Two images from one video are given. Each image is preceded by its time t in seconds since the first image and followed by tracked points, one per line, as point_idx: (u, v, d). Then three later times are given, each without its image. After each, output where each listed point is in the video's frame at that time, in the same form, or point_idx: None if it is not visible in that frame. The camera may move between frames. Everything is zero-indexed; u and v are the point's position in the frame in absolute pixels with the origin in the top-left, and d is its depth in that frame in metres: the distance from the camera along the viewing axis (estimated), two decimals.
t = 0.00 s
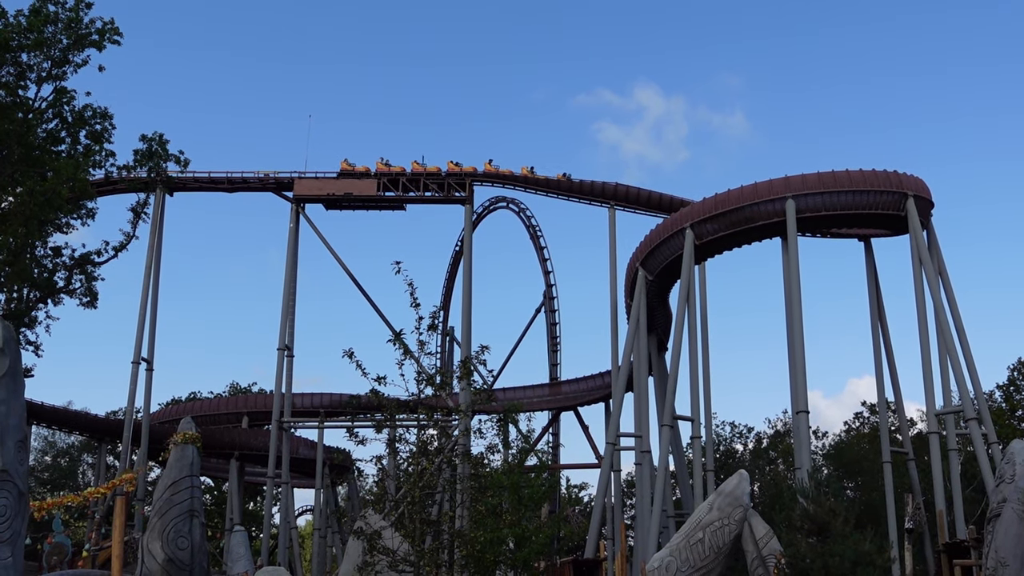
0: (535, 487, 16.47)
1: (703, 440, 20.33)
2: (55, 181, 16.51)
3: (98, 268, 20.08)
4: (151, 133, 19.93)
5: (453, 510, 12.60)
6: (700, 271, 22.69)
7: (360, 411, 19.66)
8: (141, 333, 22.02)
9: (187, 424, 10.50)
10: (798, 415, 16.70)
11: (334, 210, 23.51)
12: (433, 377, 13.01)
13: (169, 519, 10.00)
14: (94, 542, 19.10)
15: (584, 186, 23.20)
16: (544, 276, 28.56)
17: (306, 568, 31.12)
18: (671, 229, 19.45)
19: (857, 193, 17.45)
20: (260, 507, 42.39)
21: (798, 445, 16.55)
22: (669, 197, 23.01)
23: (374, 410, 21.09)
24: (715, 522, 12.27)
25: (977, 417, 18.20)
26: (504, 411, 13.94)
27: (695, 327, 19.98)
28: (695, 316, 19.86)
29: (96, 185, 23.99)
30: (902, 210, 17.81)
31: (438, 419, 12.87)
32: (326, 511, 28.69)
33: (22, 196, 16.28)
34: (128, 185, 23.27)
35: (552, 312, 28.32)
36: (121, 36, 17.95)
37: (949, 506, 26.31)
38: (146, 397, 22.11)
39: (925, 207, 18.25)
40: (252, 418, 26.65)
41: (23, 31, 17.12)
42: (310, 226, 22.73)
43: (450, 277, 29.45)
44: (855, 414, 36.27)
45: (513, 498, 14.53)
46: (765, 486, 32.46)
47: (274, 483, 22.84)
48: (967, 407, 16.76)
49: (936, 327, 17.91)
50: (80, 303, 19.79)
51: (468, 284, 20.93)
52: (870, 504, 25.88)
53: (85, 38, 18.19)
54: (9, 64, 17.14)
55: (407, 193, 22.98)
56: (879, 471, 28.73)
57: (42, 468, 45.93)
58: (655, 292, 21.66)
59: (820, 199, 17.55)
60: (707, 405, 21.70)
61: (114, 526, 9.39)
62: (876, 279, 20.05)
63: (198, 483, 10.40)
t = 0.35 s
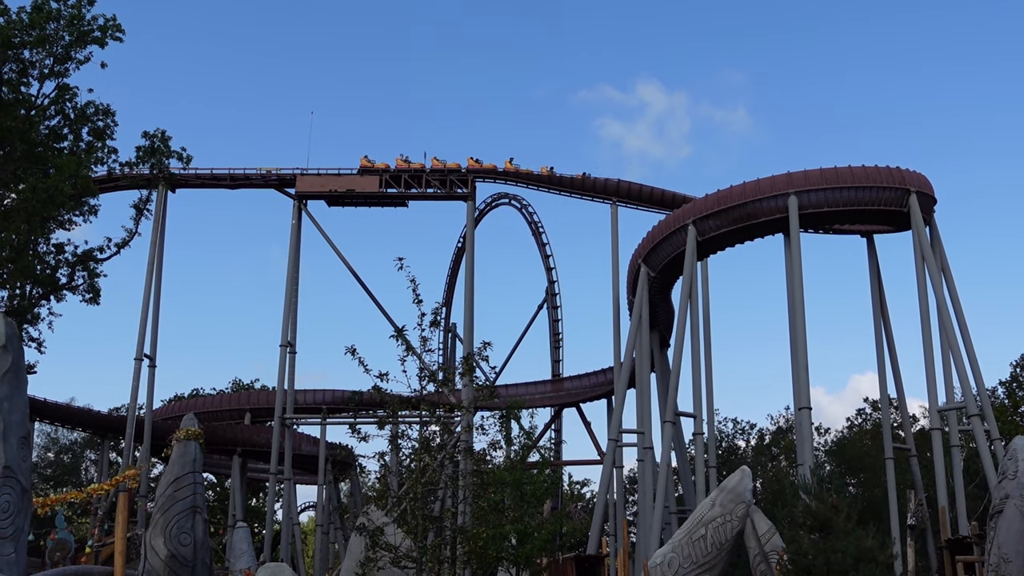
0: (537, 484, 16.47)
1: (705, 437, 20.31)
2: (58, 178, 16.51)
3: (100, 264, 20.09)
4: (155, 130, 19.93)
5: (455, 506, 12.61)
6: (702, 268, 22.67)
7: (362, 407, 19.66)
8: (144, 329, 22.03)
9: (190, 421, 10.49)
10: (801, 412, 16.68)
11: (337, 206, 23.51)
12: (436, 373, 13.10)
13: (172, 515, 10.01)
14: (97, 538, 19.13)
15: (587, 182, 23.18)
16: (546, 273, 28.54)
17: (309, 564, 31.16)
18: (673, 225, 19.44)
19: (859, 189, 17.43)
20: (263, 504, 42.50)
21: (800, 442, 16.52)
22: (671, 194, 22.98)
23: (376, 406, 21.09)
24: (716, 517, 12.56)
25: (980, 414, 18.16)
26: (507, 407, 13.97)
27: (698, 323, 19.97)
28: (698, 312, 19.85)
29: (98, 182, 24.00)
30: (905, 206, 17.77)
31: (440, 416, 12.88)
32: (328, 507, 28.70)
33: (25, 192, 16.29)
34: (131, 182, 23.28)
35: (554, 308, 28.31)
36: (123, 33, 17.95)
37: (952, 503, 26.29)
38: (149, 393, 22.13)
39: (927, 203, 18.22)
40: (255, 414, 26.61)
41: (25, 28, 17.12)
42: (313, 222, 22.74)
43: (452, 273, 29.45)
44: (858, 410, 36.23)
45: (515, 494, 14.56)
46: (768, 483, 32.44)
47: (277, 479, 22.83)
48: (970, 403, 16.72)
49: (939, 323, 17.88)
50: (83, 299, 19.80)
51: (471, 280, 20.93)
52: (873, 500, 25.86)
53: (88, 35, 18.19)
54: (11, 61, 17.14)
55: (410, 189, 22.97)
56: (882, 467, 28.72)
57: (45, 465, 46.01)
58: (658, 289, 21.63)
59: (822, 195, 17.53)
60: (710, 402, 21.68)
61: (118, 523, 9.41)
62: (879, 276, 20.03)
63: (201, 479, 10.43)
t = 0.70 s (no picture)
0: (538, 481, 16.50)
1: (707, 433, 20.33)
2: (60, 175, 16.50)
3: (103, 261, 20.10)
4: (156, 126, 19.94)
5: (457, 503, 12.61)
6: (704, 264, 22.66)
7: (364, 404, 19.66)
8: (146, 326, 22.05)
9: (192, 417, 10.50)
10: (803, 409, 16.68)
11: (339, 203, 23.50)
12: (437, 369, 13.11)
13: (173, 512, 10.03)
14: (99, 534, 19.15)
15: (589, 178, 23.16)
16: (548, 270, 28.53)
17: (311, 560, 31.20)
18: (675, 222, 19.43)
19: (861, 185, 17.41)
20: (265, 501, 42.54)
21: (802, 438, 16.51)
22: (673, 190, 22.96)
23: (378, 403, 21.11)
24: (718, 514, 12.60)
25: (981, 410, 18.14)
26: (508, 404, 14.01)
27: (700, 320, 19.97)
28: (700, 309, 19.85)
29: (101, 179, 24.00)
30: (907, 203, 17.75)
31: (443, 413, 12.91)
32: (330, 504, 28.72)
33: (27, 189, 16.30)
34: (133, 179, 23.28)
35: (556, 305, 28.30)
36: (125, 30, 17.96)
37: (954, 499, 26.27)
38: (151, 390, 22.14)
39: (929, 200, 18.20)
40: (257, 411, 26.70)
41: (28, 25, 17.12)
42: (315, 219, 22.71)
43: (454, 270, 29.45)
44: (859, 407, 36.21)
45: (517, 490, 14.58)
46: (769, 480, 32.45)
47: (279, 476, 22.83)
48: (972, 400, 16.70)
49: (941, 320, 17.86)
50: (85, 296, 19.81)
51: (472, 276, 20.94)
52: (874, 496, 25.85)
53: (90, 32, 18.19)
54: (13, 57, 17.12)
55: (411, 186, 22.97)
56: (883, 464, 28.72)
57: (48, 461, 46.06)
58: (659, 285, 21.62)
59: (824, 191, 17.51)
60: (712, 398, 21.68)
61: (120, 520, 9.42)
62: (881, 272, 20.02)
63: (203, 476, 10.45)
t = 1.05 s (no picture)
0: (539, 478, 16.51)
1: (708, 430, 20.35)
2: (61, 172, 16.50)
3: (104, 259, 20.10)
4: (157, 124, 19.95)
5: (459, 500, 12.62)
6: (705, 261, 22.66)
7: (366, 401, 19.66)
8: (147, 323, 22.05)
9: (193, 415, 10.51)
10: (804, 406, 16.67)
11: (340, 201, 23.50)
12: (438, 367, 13.12)
13: (175, 509, 10.04)
14: (101, 532, 19.17)
15: (590, 176, 23.16)
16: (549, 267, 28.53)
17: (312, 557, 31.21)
18: (676, 219, 19.42)
19: (862, 182, 17.40)
20: (266, 498, 42.62)
21: (804, 436, 16.50)
22: (674, 187, 22.97)
23: (379, 401, 21.11)
24: (720, 510, 12.63)
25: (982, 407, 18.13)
26: (510, 401, 14.03)
27: (701, 318, 19.98)
28: (700, 307, 19.86)
29: (101, 177, 24.00)
30: (908, 199, 17.74)
31: (444, 410, 12.93)
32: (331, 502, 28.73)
33: (29, 187, 16.31)
34: (134, 177, 23.28)
35: (557, 302, 28.31)
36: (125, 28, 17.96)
37: (955, 496, 26.27)
38: (152, 388, 22.15)
39: (930, 197, 18.19)
40: (258, 408, 26.72)
41: (28, 23, 17.11)
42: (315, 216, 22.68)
43: (455, 268, 29.45)
44: (861, 404, 36.19)
45: (518, 487, 14.60)
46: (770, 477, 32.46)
47: (281, 474, 22.83)
48: (973, 397, 16.69)
49: (942, 318, 17.86)
50: (86, 294, 19.82)
51: (473, 274, 20.93)
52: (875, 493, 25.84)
53: (91, 29, 18.19)
54: (14, 55, 17.09)
55: (412, 184, 22.95)
56: (885, 461, 28.72)
57: (49, 459, 46.11)
58: (660, 283, 21.62)
59: (825, 188, 17.50)
60: (713, 396, 21.70)
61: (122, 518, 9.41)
62: (882, 269, 20.00)
63: (204, 474, 10.46)
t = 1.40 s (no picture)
0: (540, 477, 16.49)
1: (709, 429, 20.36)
2: (62, 172, 16.50)
3: (104, 258, 20.11)
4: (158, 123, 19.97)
5: (460, 499, 12.62)
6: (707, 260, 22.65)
7: (367, 400, 19.67)
8: (148, 322, 22.06)
9: (195, 415, 10.52)
10: (805, 405, 16.67)
11: (341, 200, 23.50)
12: (439, 366, 13.13)
13: (176, 509, 10.05)
14: (102, 531, 19.18)
15: (590, 175, 23.15)
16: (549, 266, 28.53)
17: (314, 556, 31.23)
18: (677, 218, 19.42)
19: (863, 181, 17.40)
20: (267, 497, 42.69)
21: (804, 435, 16.49)
22: (675, 186, 22.97)
23: (380, 399, 21.13)
24: (722, 509, 12.63)
25: (984, 406, 18.11)
26: (512, 400, 14.05)
27: (702, 317, 19.98)
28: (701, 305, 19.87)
29: (102, 176, 24.01)
30: (909, 198, 17.73)
31: (445, 409, 12.96)
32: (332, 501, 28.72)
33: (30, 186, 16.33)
34: (135, 176, 23.29)
35: (558, 301, 28.31)
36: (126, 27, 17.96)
37: (956, 495, 26.26)
38: (153, 387, 22.17)
39: (931, 195, 18.17)
40: (259, 407, 26.73)
41: (29, 22, 17.11)
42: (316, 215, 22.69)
43: (456, 266, 29.45)
44: (862, 402, 36.16)
45: (519, 486, 14.59)
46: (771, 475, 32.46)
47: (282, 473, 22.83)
48: (975, 396, 16.67)
49: (943, 317, 17.84)
50: (87, 293, 19.84)
51: (475, 272, 20.95)
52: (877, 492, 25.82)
53: (91, 28, 18.19)
54: (14, 54, 17.08)
55: (413, 183, 22.95)
56: (886, 460, 28.70)
57: (50, 458, 46.11)
58: (662, 282, 21.61)
59: (826, 187, 17.51)
60: (714, 395, 21.70)
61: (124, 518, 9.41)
62: (883, 268, 19.99)
63: (205, 473, 10.47)
